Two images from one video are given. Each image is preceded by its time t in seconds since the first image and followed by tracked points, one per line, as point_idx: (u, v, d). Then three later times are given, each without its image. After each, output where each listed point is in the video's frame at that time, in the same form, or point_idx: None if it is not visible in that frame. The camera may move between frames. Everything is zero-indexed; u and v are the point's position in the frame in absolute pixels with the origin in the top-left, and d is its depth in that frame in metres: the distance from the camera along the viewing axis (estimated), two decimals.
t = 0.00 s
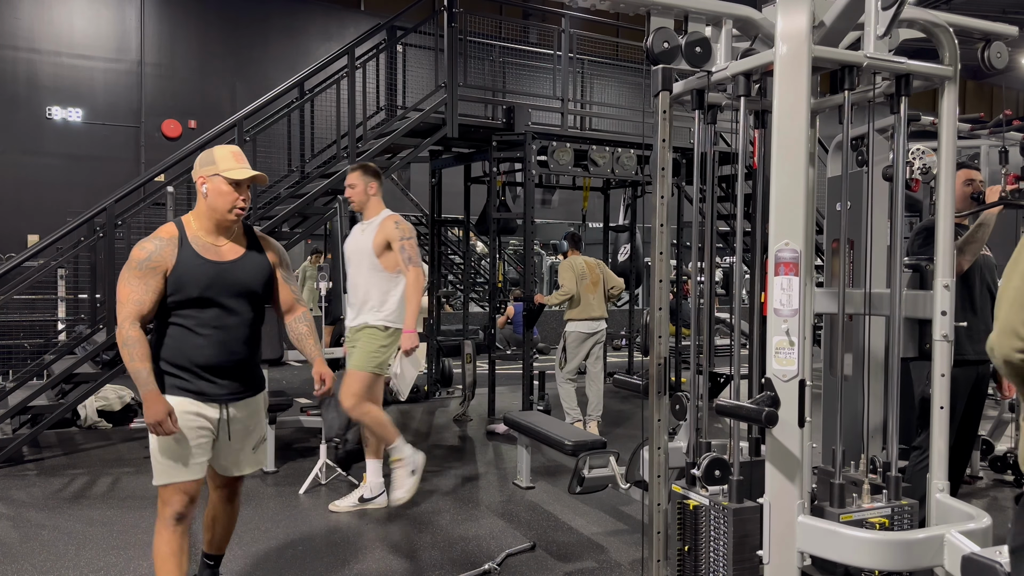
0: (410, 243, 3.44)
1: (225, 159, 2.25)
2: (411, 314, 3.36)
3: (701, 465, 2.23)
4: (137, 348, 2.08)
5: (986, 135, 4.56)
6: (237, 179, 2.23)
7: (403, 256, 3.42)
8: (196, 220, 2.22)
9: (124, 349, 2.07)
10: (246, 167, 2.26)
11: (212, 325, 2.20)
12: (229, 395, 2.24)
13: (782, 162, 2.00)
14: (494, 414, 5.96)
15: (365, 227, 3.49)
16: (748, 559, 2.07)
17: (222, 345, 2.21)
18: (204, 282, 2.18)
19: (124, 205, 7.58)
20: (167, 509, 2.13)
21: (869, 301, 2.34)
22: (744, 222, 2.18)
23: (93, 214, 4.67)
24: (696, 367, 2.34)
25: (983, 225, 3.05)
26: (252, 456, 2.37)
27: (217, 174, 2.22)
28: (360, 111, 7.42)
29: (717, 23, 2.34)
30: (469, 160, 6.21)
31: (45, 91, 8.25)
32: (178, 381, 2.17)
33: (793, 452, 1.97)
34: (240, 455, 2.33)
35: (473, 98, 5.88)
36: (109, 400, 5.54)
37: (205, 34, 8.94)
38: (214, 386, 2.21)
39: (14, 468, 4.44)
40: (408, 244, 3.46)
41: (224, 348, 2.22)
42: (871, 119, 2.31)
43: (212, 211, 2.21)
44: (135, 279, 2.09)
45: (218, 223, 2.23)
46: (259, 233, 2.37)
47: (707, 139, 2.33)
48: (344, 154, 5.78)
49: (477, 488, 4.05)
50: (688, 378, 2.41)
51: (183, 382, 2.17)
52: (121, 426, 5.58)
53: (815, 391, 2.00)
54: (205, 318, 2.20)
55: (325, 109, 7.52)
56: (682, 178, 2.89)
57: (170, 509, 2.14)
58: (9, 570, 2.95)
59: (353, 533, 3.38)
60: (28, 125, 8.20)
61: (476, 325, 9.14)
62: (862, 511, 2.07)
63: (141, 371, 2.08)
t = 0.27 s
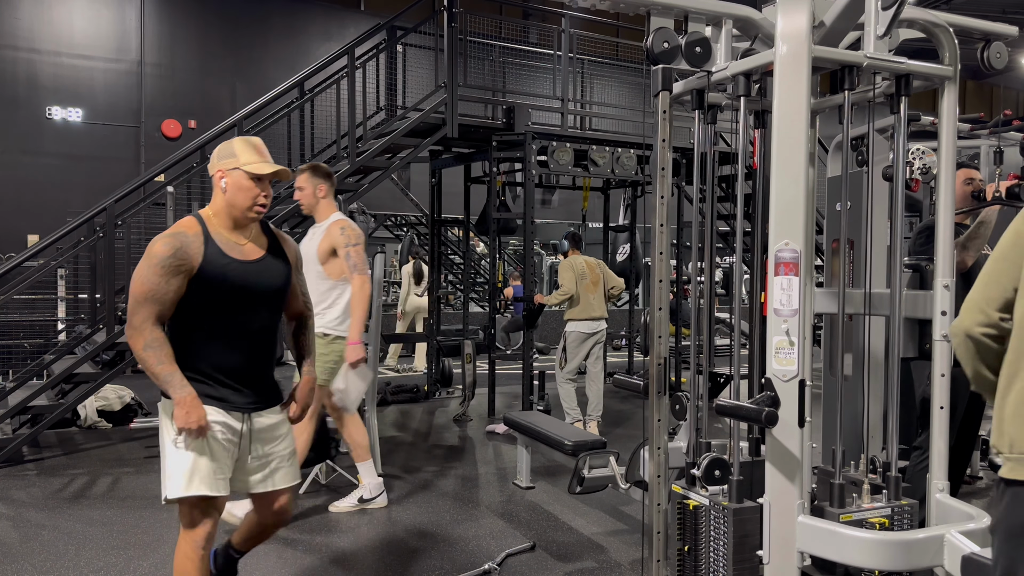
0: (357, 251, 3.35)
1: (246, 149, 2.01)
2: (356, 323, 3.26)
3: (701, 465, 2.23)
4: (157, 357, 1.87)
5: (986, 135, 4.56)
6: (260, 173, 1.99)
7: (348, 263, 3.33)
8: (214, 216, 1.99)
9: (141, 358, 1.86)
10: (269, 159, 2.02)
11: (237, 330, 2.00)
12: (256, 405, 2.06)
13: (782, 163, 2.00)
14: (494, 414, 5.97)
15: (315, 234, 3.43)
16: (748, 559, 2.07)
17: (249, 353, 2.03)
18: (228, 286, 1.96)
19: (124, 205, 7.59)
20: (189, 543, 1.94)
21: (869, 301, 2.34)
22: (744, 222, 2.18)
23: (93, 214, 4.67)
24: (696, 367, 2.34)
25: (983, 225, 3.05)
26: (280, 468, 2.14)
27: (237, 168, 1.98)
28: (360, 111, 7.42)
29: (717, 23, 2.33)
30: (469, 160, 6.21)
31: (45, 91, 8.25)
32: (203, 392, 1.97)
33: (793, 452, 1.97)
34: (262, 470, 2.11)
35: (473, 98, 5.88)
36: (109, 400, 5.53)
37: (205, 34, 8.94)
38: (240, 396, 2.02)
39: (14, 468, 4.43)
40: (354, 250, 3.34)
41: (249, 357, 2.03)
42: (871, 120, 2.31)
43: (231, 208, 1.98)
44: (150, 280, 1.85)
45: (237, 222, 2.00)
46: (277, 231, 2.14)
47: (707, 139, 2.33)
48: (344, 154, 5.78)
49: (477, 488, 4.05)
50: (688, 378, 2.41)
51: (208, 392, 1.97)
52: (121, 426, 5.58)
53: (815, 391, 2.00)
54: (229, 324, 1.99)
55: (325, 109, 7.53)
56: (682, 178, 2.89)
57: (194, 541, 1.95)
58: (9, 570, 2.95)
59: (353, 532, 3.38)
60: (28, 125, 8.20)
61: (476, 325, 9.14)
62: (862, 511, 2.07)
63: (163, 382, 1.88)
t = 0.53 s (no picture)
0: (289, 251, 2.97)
1: (301, 148, 2.00)
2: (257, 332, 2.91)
3: (700, 465, 2.23)
4: (214, 350, 1.79)
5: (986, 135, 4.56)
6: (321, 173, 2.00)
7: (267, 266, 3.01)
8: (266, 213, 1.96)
9: (197, 349, 1.78)
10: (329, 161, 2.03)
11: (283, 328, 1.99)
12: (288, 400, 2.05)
13: (782, 163, 2.00)
14: (494, 414, 5.96)
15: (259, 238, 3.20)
16: (748, 559, 2.07)
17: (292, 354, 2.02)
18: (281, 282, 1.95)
19: (124, 205, 7.59)
20: (209, 509, 1.91)
21: (869, 301, 2.34)
22: (744, 222, 2.18)
23: (93, 214, 4.66)
24: (696, 367, 2.34)
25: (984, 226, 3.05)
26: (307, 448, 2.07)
27: (296, 165, 1.97)
28: (360, 111, 7.43)
29: (717, 23, 2.33)
30: (469, 160, 6.21)
31: (45, 91, 8.26)
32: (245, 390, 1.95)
33: (793, 452, 1.97)
34: (299, 446, 2.07)
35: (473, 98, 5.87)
36: (109, 400, 5.53)
37: (205, 34, 8.94)
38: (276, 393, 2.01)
39: (14, 468, 4.43)
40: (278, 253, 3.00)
41: (292, 359, 2.03)
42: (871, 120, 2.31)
43: (287, 204, 1.98)
44: (213, 269, 1.80)
45: (288, 220, 2.00)
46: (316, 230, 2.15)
47: (707, 139, 2.34)
48: (344, 154, 5.78)
49: (477, 488, 4.05)
50: (688, 378, 2.41)
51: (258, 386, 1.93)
52: (121, 426, 5.58)
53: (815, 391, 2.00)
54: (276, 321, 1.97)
55: (325, 109, 7.53)
56: (682, 178, 2.88)
57: (217, 509, 1.92)
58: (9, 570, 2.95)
59: (353, 532, 3.38)
60: (28, 125, 8.20)
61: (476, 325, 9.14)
62: (862, 510, 2.07)
63: (221, 374, 1.81)
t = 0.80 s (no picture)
0: (212, 252, 2.97)
1: (406, 173, 1.92)
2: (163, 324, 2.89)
3: (701, 466, 2.23)
4: (304, 357, 1.71)
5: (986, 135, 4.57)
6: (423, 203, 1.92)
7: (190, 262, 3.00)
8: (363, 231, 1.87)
9: (287, 352, 1.69)
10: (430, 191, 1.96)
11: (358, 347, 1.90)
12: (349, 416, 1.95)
13: (781, 164, 2.00)
14: (494, 414, 5.96)
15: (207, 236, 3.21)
16: (748, 559, 2.07)
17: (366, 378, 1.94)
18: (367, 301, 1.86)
19: (123, 205, 7.59)
20: (275, 534, 1.81)
21: (869, 302, 2.34)
22: (744, 222, 2.18)
23: (93, 214, 4.66)
24: (696, 367, 2.34)
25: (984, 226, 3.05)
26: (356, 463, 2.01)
27: (397, 189, 1.89)
28: (360, 111, 7.43)
29: (717, 23, 2.33)
30: (469, 160, 6.22)
31: (45, 91, 8.25)
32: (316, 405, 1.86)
33: (793, 452, 1.97)
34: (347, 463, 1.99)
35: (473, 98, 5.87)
36: (109, 400, 5.52)
37: (205, 34, 8.94)
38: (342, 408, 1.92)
39: (14, 468, 4.43)
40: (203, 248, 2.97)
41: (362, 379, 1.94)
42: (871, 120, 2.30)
43: (383, 229, 1.91)
44: (319, 276, 1.71)
45: (379, 242, 1.93)
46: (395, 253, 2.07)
47: (707, 139, 2.34)
48: (344, 154, 5.78)
49: (477, 488, 4.05)
50: (688, 378, 2.41)
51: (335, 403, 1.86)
52: (121, 426, 5.58)
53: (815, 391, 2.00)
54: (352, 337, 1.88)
55: (325, 109, 7.53)
56: (682, 178, 2.88)
57: (285, 534, 1.82)
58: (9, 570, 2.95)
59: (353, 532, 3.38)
60: (28, 125, 8.19)
61: (476, 325, 9.13)
62: (862, 511, 2.06)
63: (308, 384, 1.73)
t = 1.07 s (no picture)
0: (139, 248, 3.10)
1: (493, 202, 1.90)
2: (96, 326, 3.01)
3: (701, 465, 2.23)
4: (409, 376, 1.69)
5: (986, 135, 4.57)
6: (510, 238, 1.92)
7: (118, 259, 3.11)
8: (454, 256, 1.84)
9: (397, 371, 1.67)
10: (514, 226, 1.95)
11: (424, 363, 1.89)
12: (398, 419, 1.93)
13: (781, 164, 2.00)
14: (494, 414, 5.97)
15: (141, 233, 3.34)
16: (748, 559, 2.07)
17: (432, 387, 1.97)
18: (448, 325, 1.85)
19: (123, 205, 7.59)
20: (393, 517, 1.73)
21: (869, 301, 2.33)
22: (744, 222, 2.18)
23: (93, 214, 4.66)
24: (697, 367, 2.33)
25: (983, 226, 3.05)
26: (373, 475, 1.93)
27: (486, 220, 1.87)
28: (360, 111, 7.43)
29: (717, 23, 2.33)
30: (469, 160, 6.22)
31: (45, 91, 8.25)
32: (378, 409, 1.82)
33: (793, 452, 1.97)
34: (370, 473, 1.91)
35: (473, 97, 5.87)
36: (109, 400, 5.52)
37: (205, 34, 8.94)
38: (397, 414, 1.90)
39: (13, 468, 4.43)
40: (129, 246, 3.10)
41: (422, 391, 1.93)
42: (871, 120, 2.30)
43: (468, 258, 1.88)
44: (428, 299, 1.68)
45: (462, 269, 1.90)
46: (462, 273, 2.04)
47: (707, 139, 2.33)
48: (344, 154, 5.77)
49: (477, 488, 4.05)
50: (688, 377, 2.41)
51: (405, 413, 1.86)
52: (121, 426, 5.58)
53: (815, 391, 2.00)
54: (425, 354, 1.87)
55: (325, 109, 7.53)
56: (682, 178, 2.88)
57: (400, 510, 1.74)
58: (9, 570, 2.95)
59: (353, 532, 3.39)
60: (28, 125, 8.20)
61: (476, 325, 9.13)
62: (862, 510, 2.07)
63: (409, 402, 1.73)
